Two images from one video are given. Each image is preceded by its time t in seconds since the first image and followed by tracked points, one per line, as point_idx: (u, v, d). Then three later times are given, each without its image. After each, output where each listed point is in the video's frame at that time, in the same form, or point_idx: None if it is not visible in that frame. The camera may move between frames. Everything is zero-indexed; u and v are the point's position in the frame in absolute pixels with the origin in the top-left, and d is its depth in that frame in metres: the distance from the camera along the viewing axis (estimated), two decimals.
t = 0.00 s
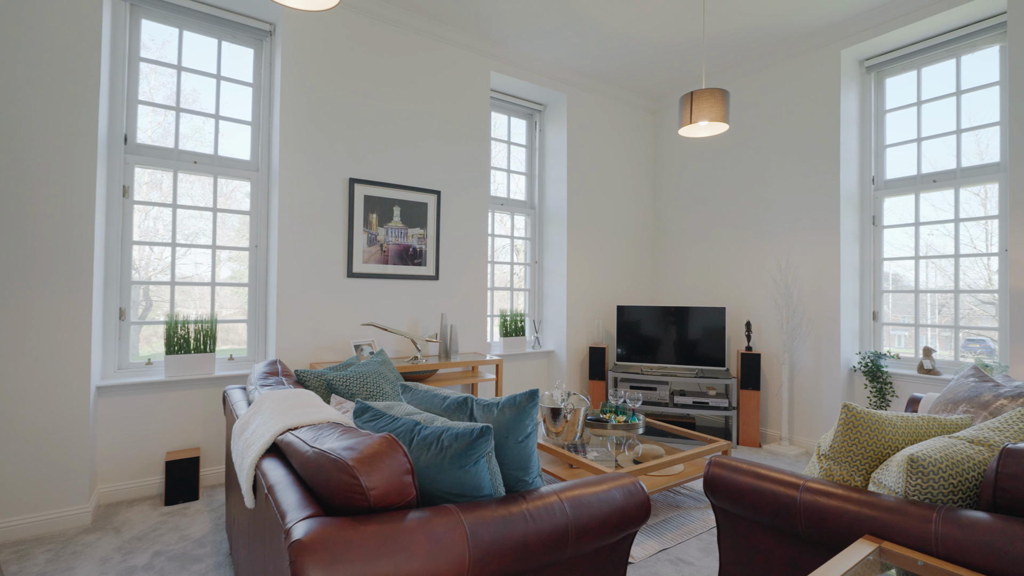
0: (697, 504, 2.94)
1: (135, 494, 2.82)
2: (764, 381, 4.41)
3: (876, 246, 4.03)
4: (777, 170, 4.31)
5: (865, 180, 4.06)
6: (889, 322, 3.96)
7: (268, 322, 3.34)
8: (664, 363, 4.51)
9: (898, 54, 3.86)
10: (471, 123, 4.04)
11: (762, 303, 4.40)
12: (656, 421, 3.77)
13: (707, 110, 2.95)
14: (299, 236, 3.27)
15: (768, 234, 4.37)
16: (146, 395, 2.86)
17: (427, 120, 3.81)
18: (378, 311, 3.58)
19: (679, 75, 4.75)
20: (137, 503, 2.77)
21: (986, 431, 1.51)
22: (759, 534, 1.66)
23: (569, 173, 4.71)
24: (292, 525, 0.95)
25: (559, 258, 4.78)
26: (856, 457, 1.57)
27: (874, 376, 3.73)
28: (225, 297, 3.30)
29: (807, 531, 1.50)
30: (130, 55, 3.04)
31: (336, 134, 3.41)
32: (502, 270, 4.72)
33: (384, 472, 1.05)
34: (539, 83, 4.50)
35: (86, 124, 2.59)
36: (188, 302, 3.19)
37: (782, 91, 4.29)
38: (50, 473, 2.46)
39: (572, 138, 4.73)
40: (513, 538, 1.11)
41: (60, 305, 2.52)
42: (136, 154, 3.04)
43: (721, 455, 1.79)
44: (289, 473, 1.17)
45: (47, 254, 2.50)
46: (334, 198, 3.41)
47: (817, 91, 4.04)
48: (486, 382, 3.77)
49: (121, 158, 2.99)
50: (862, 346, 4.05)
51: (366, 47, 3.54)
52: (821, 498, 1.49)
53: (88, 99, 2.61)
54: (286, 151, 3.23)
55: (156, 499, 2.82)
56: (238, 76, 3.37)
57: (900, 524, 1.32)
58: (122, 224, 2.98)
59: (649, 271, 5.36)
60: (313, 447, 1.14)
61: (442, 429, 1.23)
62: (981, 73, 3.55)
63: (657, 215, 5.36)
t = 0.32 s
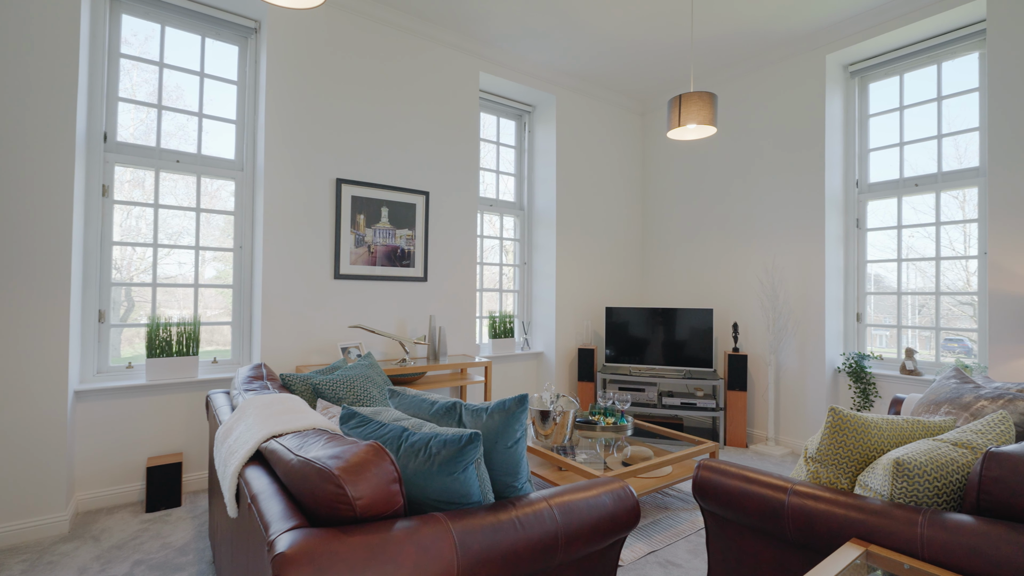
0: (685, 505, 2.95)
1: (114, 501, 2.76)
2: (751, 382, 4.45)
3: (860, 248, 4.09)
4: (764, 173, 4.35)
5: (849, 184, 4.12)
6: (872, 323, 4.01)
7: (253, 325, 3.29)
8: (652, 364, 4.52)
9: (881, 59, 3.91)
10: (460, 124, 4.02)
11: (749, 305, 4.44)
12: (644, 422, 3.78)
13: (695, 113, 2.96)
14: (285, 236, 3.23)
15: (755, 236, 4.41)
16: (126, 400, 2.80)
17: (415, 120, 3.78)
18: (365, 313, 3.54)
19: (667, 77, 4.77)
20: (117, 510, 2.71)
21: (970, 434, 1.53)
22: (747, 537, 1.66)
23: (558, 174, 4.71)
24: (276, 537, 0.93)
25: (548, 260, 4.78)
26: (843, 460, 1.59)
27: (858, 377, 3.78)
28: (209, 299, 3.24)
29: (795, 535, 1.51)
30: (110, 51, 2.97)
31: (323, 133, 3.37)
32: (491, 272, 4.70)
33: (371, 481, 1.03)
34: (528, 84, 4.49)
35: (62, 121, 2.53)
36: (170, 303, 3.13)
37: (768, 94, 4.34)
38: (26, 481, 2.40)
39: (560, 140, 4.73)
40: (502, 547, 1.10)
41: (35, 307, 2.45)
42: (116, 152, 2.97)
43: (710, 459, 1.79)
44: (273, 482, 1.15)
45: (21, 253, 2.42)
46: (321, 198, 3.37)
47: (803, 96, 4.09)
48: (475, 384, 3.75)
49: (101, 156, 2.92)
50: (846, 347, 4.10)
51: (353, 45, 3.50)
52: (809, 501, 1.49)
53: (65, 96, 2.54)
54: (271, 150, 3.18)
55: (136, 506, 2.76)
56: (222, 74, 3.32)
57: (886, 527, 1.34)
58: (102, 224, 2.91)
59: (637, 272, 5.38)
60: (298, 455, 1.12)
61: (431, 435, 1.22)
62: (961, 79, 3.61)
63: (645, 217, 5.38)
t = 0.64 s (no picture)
0: (674, 506, 2.96)
1: (94, 508, 2.70)
2: (738, 383, 4.48)
3: (845, 250, 4.13)
4: (751, 175, 4.38)
5: (835, 187, 4.16)
6: (857, 324, 4.06)
7: (239, 327, 3.24)
8: (641, 365, 4.54)
9: (865, 64, 3.97)
10: (449, 125, 4.00)
11: (737, 306, 4.47)
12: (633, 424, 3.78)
13: (684, 116, 2.97)
14: (270, 236, 3.18)
15: (743, 238, 4.44)
16: (107, 404, 2.74)
17: (404, 119, 3.75)
18: (353, 315, 3.50)
19: (656, 79, 4.79)
20: (97, 518, 2.65)
21: (954, 436, 1.55)
22: (736, 540, 1.67)
23: (547, 176, 4.71)
24: (260, 549, 0.90)
25: (538, 261, 4.77)
26: (830, 462, 1.60)
27: (843, 378, 3.82)
28: (194, 299, 3.19)
29: (783, 538, 1.51)
30: (90, 46, 2.90)
31: (309, 132, 3.33)
32: (480, 273, 4.68)
33: (358, 490, 1.01)
34: (517, 85, 4.48)
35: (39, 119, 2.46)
36: (153, 304, 3.08)
37: (755, 98, 4.37)
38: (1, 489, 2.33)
39: (550, 141, 4.73)
40: (492, 554, 1.09)
41: (9, 309, 2.38)
42: (96, 150, 2.91)
43: (699, 462, 1.80)
44: (257, 490, 1.12)
45: None
46: (307, 198, 3.32)
47: (790, 99, 4.13)
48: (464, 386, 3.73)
49: (80, 154, 2.85)
50: (832, 348, 4.14)
51: (341, 44, 3.46)
52: (798, 504, 1.50)
53: (42, 93, 2.48)
54: (256, 149, 3.13)
55: (117, 514, 2.70)
56: (206, 71, 3.26)
57: (874, 530, 1.34)
58: (81, 225, 2.84)
59: (626, 273, 5.39)
60: (283, 463, 1.09)
61: (419, 442, 1.20)
62: (943, 84, 3.67)
63: (634, 218, 5.39)
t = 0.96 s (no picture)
0: (663, 508, 2.97)
1: (73, 515, 2.63)
2: (726, 384, 4.51)
3: (830, 252, 4.18)
4: (739, 178, 4.42)
5: (820, 190, 4.21)
6: (842, 325, 4.10)
7: (224, 329, 3.19)
8: (630, 366, 4.55)
9: (851, 69, 4.01)
10: (438, 125, 3.97)
11: (725, 308, 4.50)
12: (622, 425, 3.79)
13: (673, 118, 2.98)
14: (256, 237, 3.13)
15: (730, 240, 4.47)
16: (87, 409, 2.68)
17: (392, 119, 3.72)
18: (341, 316, 3.46)
19: (645, 81, 4.81)
20: (76, 525, 2.58)
21: (940, 438, 1.57)
22: (726, 543, 1.67)
23: (536, 177, 4.70)
24: (242, 561, 0.88)
25: (527, 262, 4.76)
26: (818, 465, 1.60)
27: (829, 378, 3.86)
28: (178, 300, 3.13)
29: (772, 541, 1.52)
30: (69, 42, 2.83)
31: (295, 131, 3.28)
32: (469, 274, 4.66)
33: (345, 499, 0.99)
34: (507, 86, 4.47)
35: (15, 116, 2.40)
36: (136, 305, 3.02)
37: (743, 101, 4.41)
38: None
39: (539, 142, 4.72)
40: (481, 562, 1.08)
41: None
42: (75, 148, 2.84)
43: (689, 465, 1.80)
44: (241, 499, 1.10)
45: None
46: (294, 198, 3.28)
47: (777, 103, 4.17)
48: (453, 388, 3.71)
49: (59, 153, 2.77)
50: (818, 349, 4.19)
51: (329, 42, 3.43)
52: (787, 507, 1.51)
53: (18, 89, 2.41)
54: (240, 148, 3.08)
55: (97, 520, 2.64)
56: (190, 69, 3.20)
57: (862, 532, 1.35)
58: (59, 225, 2.77)
59: (615, 275, 5.40)
60: (267, 472, 1.07)
61: (407, 447, 1.18)
62: (925, 89, 3.72)
63: (623, 219, 5.41)
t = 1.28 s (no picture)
0: (653, 509, 2.97)
1: (53, 522, 2.57)
2: (715, 384, 4.53)
3: (817, 254, 4.22)
4: (728, 180, 4.44)
5: (807, 192, 4.25)
6: (828, 326, 4.14)
7: (208, 331, 3.13)
8: (619, 367, 4.56)
9: (837, 73, 4.06)
10: (428, 125, 3.95)
11: (714, 309, 4.52)
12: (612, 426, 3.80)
13: (664, 121, 2.98)
14: (241, 237, 3.08)
15: (719, 242, 4.50)
16: (66, 413, 2.62)
17: (381, 118, 3.69)
18: (328, 318, 3.43)
19: (635, 83, 4.82)
20: (55, 533, 2.52)
21: (925, 440, 1.58)
22: (716, 545, 1.68)
23: (526, 178, 4.70)
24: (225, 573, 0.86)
25: (517, 263, 4.75)
26: (807, 466, 1.61)
27: (815, 379, 3.90)
28: (163, 300, 3.08)
29: (762, 543, 1.52)
30: (49, 37, 2.76)
31: (281, 129, 3.24)
32: (459, 275, 4.64)
33: (332, 508, 0.97)
34: (497, 86, 4.46)
35: None
36: (119, 306, 2.96)
37: (732, 103, 4.44)
38: None
39: (529, 142, 4.71)
40: (471, 570, 1.06)
41: None
42: (55, 146, 2.77)
43: (679, 467, 1.80)
44: (224, 508, 1.07)
45: None
46: (281, 198, 3.23)
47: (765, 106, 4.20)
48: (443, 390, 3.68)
49: (37, 150, 2.71)
50: (805, 349, 4.23)
51: (316, 40, 3.39)
52: (776, 510, 1.51)
53: None
54: (226, 146, 3.03)
55: (77, 528, 2.58)
56: (175, 66, 3.15)
57: (851, 535, 1.35)
58: (38, 225, 2.70)
59: (605, 276, 5.41)
60: (252, 480, 1.04)
61: (396, 453, 1.16)
62: (910, 93, 3.77)
63: (613, 221, 5.42)
